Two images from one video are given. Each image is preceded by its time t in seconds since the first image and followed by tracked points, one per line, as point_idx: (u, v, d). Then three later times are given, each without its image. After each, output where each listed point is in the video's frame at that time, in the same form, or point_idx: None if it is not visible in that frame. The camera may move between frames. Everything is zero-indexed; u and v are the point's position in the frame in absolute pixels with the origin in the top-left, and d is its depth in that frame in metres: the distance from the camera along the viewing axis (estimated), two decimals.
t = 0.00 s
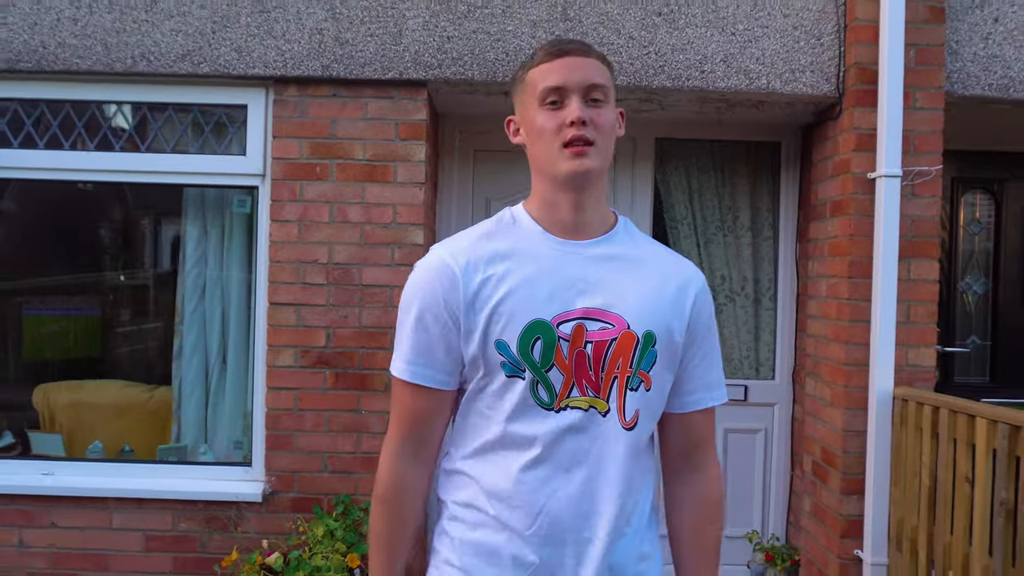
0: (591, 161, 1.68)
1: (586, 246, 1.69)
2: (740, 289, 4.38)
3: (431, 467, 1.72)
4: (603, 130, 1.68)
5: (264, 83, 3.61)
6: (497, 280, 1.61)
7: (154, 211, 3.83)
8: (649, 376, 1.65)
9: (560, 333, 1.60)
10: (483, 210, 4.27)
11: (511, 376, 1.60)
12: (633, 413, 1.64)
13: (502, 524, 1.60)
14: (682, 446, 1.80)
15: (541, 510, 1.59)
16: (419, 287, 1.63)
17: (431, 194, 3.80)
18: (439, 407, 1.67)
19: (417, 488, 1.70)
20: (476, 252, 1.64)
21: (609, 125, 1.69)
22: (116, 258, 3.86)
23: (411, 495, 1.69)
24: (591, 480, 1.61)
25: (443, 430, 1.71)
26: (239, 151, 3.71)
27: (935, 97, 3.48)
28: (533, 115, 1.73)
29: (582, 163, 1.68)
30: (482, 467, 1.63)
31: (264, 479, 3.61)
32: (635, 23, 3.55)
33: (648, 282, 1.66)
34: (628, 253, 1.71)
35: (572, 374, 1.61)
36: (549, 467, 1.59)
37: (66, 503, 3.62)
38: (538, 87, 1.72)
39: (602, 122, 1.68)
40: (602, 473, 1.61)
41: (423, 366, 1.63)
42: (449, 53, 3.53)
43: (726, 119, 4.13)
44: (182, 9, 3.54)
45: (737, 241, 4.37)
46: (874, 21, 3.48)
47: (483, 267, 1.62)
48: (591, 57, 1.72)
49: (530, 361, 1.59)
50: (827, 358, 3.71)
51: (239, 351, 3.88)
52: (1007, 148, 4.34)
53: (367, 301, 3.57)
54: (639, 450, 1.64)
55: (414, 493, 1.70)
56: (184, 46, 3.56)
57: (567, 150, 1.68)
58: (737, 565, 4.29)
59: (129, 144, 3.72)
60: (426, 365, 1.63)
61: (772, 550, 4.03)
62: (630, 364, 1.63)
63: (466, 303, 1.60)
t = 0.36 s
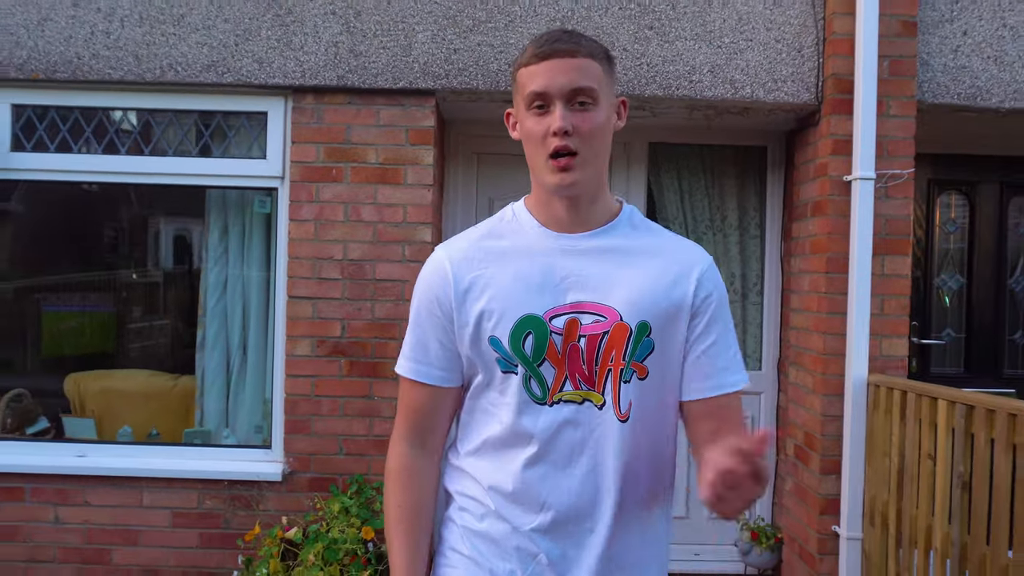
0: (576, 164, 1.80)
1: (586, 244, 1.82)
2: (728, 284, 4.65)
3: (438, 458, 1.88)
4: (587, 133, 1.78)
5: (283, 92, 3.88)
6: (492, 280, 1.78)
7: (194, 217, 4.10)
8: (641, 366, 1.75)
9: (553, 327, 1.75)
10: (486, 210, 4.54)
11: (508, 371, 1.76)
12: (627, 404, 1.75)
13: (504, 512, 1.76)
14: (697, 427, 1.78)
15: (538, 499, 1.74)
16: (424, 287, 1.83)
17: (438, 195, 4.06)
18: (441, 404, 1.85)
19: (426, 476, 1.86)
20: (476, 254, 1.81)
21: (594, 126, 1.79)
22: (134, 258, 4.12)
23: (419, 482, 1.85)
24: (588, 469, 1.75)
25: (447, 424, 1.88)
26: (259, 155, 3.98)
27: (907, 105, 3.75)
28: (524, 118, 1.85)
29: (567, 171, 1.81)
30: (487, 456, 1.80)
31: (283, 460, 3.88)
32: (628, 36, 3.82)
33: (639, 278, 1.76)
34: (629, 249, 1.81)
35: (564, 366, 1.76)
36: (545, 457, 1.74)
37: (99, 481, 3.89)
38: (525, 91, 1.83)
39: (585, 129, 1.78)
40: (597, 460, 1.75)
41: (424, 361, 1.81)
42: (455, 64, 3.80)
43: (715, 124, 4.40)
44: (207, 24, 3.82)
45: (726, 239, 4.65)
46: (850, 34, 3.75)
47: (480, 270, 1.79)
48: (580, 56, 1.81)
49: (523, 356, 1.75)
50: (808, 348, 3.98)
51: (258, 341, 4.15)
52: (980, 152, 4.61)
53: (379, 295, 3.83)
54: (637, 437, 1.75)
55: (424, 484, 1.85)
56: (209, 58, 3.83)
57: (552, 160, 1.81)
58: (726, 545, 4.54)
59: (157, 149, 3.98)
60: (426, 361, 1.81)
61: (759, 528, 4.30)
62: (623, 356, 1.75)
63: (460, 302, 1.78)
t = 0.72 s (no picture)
0: (512, 169, 1.71)
1: (529, 241, 1.73)
2: (719, 286, 4.92)
3: (409, 470, 1.91)
4: (523, 140, 1.68)
5: (300, 106, 4.15)
6: (429, 288, 1.74)
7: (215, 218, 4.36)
8: (581, 369, 1.65)
9: (492, 332, 1.69)
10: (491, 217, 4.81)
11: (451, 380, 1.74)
12: (566, 409, 1.67)
13: (462, 521, 1.77)
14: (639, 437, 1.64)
15: (492, 511, 1.74)
16: (377, 297, 1.83)
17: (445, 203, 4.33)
18: (405, 413, 1.86)
19: (395, 487, 1.90)
20: (418, 262, 1.78)
21: (532, 132, 1.68)
22: (145, 259, 4.40)
23: (386, 493, 1.90)
24: (534, 487, 1.71)
25: (418, 432, 1.90)
26: (278, 164, 4.24)
27: (883, 119, 4.02)
28: (462, 114, 1.74)
29: (503, 174, 1.71)
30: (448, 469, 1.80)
31: (300, 451, 4.15)
32: (623, 54, 4.09)
33: (573, 276, 1.65)
34: (572, 244, 1.70)
35: (507, 372, 1.71)
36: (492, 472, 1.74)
37: (129, 470, 4.15)
38: (463, 89, 1.71)
39: (523, 134, 1.67)
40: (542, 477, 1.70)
41: (384, 374, 1.85)
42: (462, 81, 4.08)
43: (705, 136, 4.67)
44: (230, 42, 4.09)
45: (716, 243, 4.91)
46: (830, 53, 4.03)
47: (420, 277, 1.76)
48: (523, 57, 1.66)
49: (462, 364, 1.71)
50: (792, 345, 4.26)
51: (276, 340, 4.42)
52: (956, 161, 4.88)
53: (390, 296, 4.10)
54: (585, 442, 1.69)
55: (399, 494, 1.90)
56: (231, 74, 4.10)
57: (487, 161, 1.71)
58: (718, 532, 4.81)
59: (183, 160, 4.25)
60: (386, 373, 1.85)
61: (746, 516, 4.60)
62: (556, 360, 1.65)
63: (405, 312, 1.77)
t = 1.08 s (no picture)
0: (513, 164, 1.63)
1: (517, 235, 1.66)
2: (708, 287, 5.18)
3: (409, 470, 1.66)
4: (528, 134, 1.60)
5: (313, 119, 4.42)
6: (414, 280, 1.62)
7: (214, 219, 4.62)
8: (568, 366, 1.57)
9: (484, 328, 1.61)
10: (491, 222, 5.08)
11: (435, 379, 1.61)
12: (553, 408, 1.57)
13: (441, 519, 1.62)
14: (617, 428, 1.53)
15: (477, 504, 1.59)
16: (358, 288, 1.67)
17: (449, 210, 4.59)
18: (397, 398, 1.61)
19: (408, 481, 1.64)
20: (402, 249, 1.67)
21: (537, 126, 1.61)
22: (153, 262, 4.69)
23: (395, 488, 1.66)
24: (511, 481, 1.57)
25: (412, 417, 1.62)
26: (292, 174, 4.50)
27: (860, 130, 4.29)
28: (461, 102, 1.64)
29: (506, 167, 1.64)
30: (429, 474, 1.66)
31: (313, 443, 4.42)
32: (616, 70, 4.36)
33: (561, 271, 1.59)
34: (557, 242, 1.64)
35: (497, 372, 1.62)
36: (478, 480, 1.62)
37: (152, 461, 4.42)
38: (470, 79, 1.60)
39: (529, 127, 1.60)
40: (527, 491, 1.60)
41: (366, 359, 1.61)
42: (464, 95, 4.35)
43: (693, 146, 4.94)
44: (247, 59, 4.36)
45: (705, 247, 5.18)
46: (810, 69, 4.30)
47: (404, 265, 1.64)
48: (533, 50, 1.58)
49: (452, 360, 1.59)
50: (775, 343, 4.53)
51: (290, 338, 4.69)
52: (932, 169, 5.16)
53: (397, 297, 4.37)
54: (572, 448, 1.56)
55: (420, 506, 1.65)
56: (248, 89, 4.37)
57: (490, 153, 1.63)
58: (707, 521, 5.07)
59: (202, 169, 4.51)
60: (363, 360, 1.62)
61: (733, 505, 4.85)
62: (545, 357, 1.57)
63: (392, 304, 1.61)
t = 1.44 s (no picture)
0: (583, 177, 1.74)
1: (584, 255, 1.77)
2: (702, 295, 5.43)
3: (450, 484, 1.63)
4: (595, 144, 1.72)
5: (327, 136, 4.68)
6: (484, 297, 1.68)
7: (216, 222, 4.84)
8: (650, 388, 1.71)
9: (556, 348, 1.68)
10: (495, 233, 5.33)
11: (507, 398, 1.67)
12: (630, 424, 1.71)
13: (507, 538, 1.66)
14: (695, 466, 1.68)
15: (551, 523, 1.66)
16: (414, 299, 1.69)
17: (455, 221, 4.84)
18: (458, 417, 1.62)
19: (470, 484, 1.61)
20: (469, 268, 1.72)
21: (602, 136, 1.73)
22: (161, 265, 4.92)
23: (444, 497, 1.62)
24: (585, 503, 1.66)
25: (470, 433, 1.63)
26: (307, 187, 4.77)
27: (844, 147, 4.55)
28: (525, 121, 1.77)
29: (576, 181, 1.74)
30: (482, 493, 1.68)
31: (327, 442, 4.67)
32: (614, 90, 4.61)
33: (637, 294, 1.72)
34: (626, 265, 1.77)
35: (568, 392, 1.70)
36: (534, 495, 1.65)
37: (175, 460, 4.67)
38: (531, 92, 1.74)
39: (595, 137, 1.72)
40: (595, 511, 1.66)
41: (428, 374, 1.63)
42: (470, 114, 4.61)
43: (687, 161, 5.19)
44: (264, 79, 4.61)
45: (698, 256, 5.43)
46: (797, 90, 4.56)
47: (474, 284, 1.69)
48: (593, 58, 1.73)
49: (524, 380, 1.66)
50: (763, 349, 4.78)
51: (304, 343, 4.95)
52: (915, 182, 5.41)
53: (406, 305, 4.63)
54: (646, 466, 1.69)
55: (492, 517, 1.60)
56: (266, 108, 4.62)
57: (558, 167, 1.74)
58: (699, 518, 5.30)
59: (222, 182, 4.77)
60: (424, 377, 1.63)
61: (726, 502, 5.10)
62: (624, 379, 1.69)
63: (461, 319, 1.66)
